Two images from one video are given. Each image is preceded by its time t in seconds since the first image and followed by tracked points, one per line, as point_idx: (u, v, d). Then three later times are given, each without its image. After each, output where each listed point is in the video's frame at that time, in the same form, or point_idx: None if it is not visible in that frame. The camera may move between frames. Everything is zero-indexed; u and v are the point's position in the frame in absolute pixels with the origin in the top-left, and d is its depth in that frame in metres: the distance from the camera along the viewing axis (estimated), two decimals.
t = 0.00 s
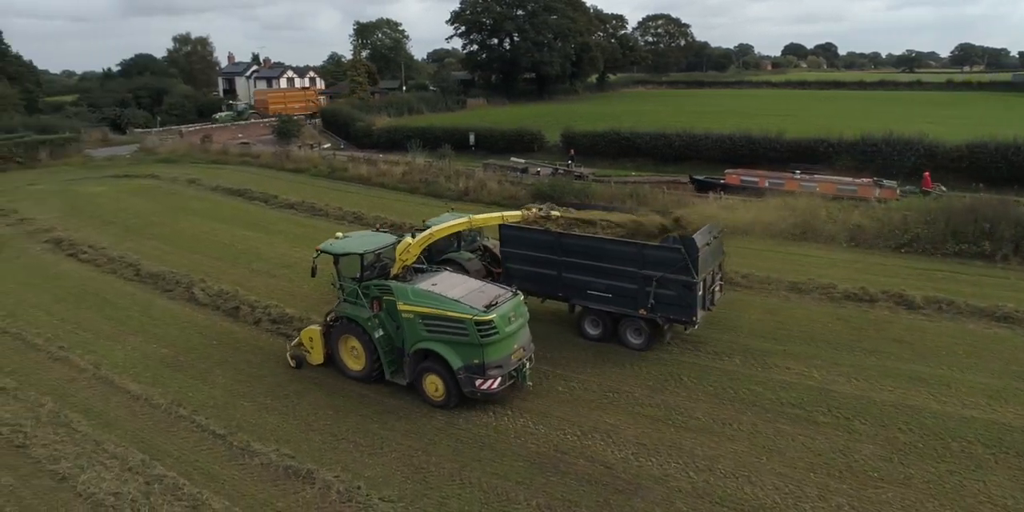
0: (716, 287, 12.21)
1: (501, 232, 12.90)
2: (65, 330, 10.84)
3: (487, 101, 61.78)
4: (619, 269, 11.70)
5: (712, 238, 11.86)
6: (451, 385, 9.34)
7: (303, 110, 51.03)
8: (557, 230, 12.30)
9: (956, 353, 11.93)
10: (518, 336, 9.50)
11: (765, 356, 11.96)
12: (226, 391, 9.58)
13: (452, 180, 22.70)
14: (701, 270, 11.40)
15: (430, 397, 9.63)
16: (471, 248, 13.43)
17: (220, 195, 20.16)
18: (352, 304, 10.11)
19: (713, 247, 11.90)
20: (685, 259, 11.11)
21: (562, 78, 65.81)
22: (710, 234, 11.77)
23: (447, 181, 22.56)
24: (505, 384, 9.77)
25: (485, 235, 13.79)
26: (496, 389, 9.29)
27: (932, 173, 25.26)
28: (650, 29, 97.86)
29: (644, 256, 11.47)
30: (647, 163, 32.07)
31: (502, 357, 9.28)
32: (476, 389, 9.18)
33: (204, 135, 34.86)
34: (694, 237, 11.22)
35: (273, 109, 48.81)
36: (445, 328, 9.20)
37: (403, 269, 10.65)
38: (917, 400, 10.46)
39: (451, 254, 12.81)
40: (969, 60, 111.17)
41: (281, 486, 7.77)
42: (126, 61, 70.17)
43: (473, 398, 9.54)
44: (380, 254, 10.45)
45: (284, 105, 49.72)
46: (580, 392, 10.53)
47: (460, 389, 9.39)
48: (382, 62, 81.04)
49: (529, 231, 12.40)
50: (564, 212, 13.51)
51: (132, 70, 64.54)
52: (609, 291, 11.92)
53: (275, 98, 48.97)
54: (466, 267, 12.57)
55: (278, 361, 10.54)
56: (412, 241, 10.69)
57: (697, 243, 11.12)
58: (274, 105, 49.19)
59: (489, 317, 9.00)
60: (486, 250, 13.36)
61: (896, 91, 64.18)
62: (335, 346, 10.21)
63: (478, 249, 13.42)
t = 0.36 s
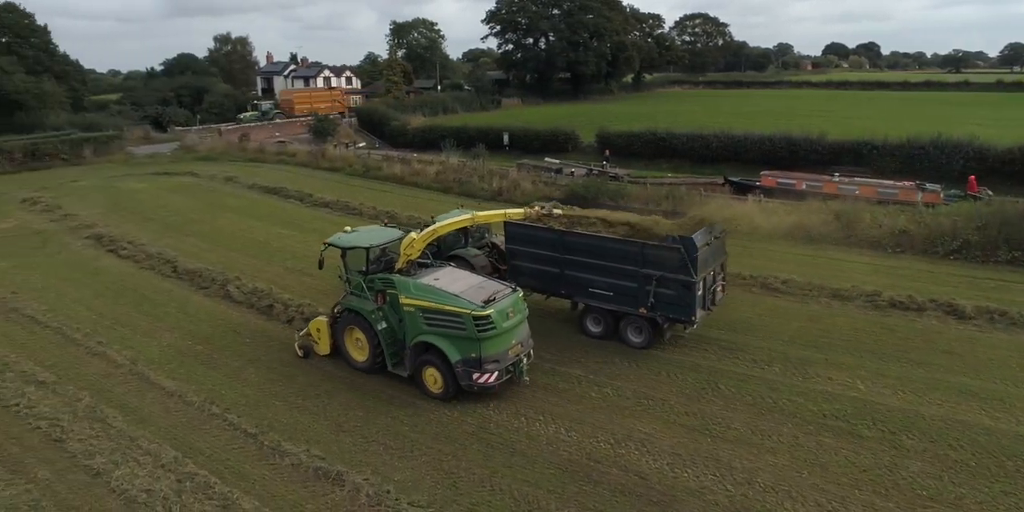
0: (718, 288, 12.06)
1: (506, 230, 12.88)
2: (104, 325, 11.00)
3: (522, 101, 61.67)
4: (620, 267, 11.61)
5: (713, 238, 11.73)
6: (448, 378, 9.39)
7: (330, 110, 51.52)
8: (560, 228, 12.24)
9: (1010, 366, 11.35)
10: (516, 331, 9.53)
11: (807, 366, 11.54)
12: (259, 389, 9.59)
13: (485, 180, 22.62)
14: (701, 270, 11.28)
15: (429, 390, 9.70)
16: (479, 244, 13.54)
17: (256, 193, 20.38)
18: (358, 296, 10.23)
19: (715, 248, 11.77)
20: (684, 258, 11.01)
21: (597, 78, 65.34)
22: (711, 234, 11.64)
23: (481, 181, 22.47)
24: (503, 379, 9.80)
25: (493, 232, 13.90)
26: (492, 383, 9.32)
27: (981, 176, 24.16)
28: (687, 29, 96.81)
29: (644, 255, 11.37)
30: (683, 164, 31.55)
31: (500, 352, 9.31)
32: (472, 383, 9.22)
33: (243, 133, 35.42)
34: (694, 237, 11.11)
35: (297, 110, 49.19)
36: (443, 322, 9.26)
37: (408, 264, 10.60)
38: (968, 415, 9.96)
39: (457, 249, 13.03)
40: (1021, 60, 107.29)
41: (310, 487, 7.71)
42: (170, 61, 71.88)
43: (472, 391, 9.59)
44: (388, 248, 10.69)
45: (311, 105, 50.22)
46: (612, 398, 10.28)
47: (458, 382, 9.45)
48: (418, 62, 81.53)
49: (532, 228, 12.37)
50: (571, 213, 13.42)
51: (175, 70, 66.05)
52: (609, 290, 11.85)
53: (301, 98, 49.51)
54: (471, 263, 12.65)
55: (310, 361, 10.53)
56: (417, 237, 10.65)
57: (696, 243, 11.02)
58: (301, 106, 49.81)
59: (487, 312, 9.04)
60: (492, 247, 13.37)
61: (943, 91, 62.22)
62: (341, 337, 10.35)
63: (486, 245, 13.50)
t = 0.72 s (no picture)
0: (719, 288, 11.95)
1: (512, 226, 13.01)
2: (140, 321, 11.12)
3: (556, 100, 61.36)
4: (620, 264, 11.60)
5: (713, 237, 11.63)
6: (449, 369, 9.50)
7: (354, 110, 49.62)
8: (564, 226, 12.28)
9: None
10: (516, 325, 9.57)
11: (850, 377, 11.09)
12: (289, 388, 9.56)
13: (518, 180, 22.50)
14: (700, 269, 11.19)
15: (431, 381, 9.83)
16: (486, 240, 13.52)
17: (291, 191, 20.56)
18: (365, 288, 10.38)
19: (716, 247, 11.67)
20: (683, 257, 10.95)
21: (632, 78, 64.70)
22: (712, 233, 11.54)
23: (514, 181, 22.31)
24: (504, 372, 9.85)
25: (501, 227, 13.85)
26: (492, 376, 9.39)
27: None
28: (725, 27, 95.39)
29: (645, 254, 11.32)
30: (720, 165, 30.96)
31: (499, 344, 9.35)
32: (472, 375, 9.30)
33: (279, 132, 35.88)
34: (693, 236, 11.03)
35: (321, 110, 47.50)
36: (443, 314, 9.36)
37: (414, 257, 10.79)
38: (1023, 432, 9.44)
39: (467, 245, 13.07)
40: None
41: (339, 489, 7.63)
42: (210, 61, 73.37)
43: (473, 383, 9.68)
44: (394, 242, 10.69)
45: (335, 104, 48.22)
46: (646, 405, 10.01)
47: (459, 373, 9.53)
48: (452, 62, 81.80)
49: (538, 225, 12.44)
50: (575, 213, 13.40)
51: (215, 69, 67.37)
52: (611, 287, 11.85)
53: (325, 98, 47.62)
54: (480, 258, 12.69)
55: (341, 361, 10.49)
56: (423, 231, 10.87)
57: (696, 242, 10.94)
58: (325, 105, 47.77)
59: (487, 304, 9.09)
60: (501, 244, 13.40)
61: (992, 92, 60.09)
62: (349, 328, 10.55)
63: (494, 242, 13.51)
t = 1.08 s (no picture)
0: (721, 286, 11.88)
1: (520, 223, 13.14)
2: (175, 318, 11.22)
3: (591, 100, 60.95)
4: (623, 261, 11.63)
5: (716, 236, 11.56)
6: (452, 360, 9.63)
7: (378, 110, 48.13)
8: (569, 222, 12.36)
9: None
10: (518, 318, 9.67)
11: (896, 389, 10.62)
12: (320, 388, 9.52)
13: (551, 180, 22.30)
14: (702, 267, 11.16)
15: (434, 371, 9.97)
16: (497, 236, 13.86)
17: (326, 190, 20.70)
18: (373, 281, 10.56)
19: (718, 246, 11.59)
20: (684, 256, 10.91)
21: (669, 78, 63.88)
22: (714, 232, 11.47)
23: (548, 181, 22.12)
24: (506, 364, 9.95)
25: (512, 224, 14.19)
26: (493, 367, 9.50)
27: None
28: (764, 27, 93.74)
29: (646, 251, 11.33)
30: (758, 167, 30.30)
31: (501, 337, 9.46)
32: (474, 366, 9.43)
33: (315, 131, 36.26)
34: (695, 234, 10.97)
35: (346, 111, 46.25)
36: (446, 306, 9.51)
37: (421, 251, 10.88)
38: None
39: (476, 240, 13.50)
40: None
41: (367, 493, 7.53)
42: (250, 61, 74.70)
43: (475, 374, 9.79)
44: (403, 236, 10.90)
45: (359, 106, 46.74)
46: (681, 413, 9.72)
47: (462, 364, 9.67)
48: (488, 61, 81.86)
49: (544, 222, 12.55)
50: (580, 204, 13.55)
51: (254, 69, 68.55)
52: (612, 283, 11.88)
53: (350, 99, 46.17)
54: (488, 254, 13.12)
55: (373, 360, 10.42)
56: (431, 226, 10.95)
57: (697, 241, 10.89)
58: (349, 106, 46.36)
59: (489, 298, 9.21)
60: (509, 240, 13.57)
61: None
62: (358, 319, 10.73)
63: (503, 237, 13.79)
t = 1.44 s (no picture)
0: (725, 284, 11.80)
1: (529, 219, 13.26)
2: (209, 315, 11.30)
3: (625, 100, 60.36)
4: (626, 258, 11.65)
5: (720, 235, 11.51)
6: (456, 352, 9.80)
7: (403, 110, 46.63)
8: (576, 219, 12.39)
9: None
10: (521, 312, 9.82)
11: (946, 403, 10.13)
12: (350, 389, 9.47)
13: (585, 181, 22.04)
14: (704, 265, 11.13)
15: (439, 362, 10.14)
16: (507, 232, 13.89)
17: (359, 189, 20.77)
18: (382, 274, 10.77)
19: (721, 244, 11.52)
20: (686, 253, 10.89)
21: (706, 78, 62.91)
22: (717, 230, 11.42)
23: (581, 182, 21.87)
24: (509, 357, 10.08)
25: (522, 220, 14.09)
26: (496, 359, 9.66)
27: None
28: (803, 26, 91.87)
29: (648, 248, 11.34)
30: (797, 169, 29.57)
31: (504, 330, 9.62)
32: (477, 358, 9.60)
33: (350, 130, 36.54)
34: (696, 232, 10.96)
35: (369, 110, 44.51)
36: (451, 299, 9.70)
37: (429, 246, 11.05)
38: None
39: (485, 237, 13.38)
40: None
41: (395, 497, 7.41)
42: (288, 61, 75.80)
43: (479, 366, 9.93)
44: (412, 230, 11.09)
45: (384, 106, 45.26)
46: (718, 424, 9.41)
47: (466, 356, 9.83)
48: (522, 61, 81.70)
49: (550, 218, 12.62)
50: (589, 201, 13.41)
51: (291, 68, 69.54)
52: (616, 280, 11.91)
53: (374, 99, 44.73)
54: (497, 250, 12.95)
55: (403, 362, 10.33)
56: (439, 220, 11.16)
57: (699, 238, 10.86)
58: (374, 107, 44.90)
59: (492, 291, 9.38)
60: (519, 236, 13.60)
61: None
62: (368, 311, 10.93)
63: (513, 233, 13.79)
